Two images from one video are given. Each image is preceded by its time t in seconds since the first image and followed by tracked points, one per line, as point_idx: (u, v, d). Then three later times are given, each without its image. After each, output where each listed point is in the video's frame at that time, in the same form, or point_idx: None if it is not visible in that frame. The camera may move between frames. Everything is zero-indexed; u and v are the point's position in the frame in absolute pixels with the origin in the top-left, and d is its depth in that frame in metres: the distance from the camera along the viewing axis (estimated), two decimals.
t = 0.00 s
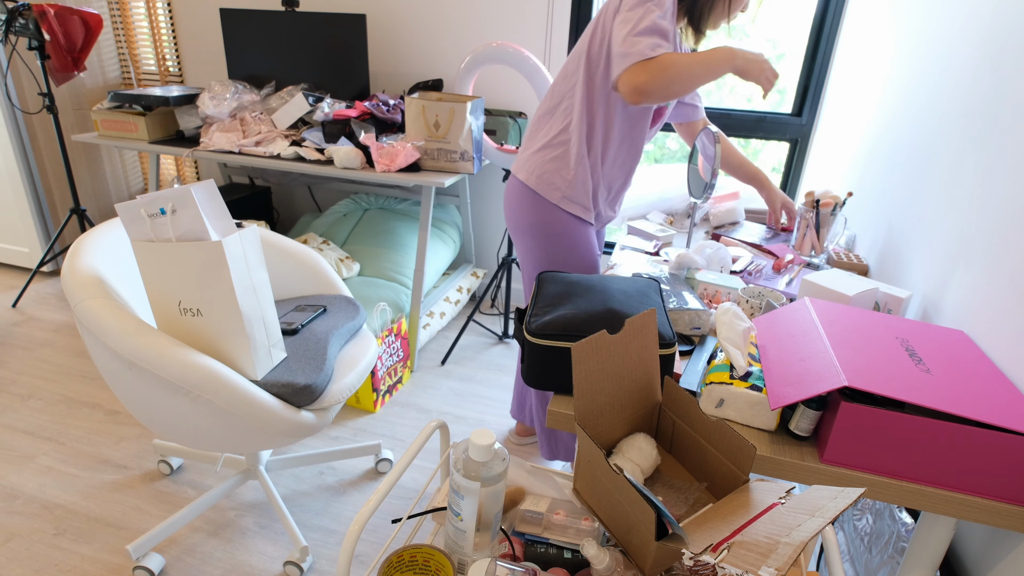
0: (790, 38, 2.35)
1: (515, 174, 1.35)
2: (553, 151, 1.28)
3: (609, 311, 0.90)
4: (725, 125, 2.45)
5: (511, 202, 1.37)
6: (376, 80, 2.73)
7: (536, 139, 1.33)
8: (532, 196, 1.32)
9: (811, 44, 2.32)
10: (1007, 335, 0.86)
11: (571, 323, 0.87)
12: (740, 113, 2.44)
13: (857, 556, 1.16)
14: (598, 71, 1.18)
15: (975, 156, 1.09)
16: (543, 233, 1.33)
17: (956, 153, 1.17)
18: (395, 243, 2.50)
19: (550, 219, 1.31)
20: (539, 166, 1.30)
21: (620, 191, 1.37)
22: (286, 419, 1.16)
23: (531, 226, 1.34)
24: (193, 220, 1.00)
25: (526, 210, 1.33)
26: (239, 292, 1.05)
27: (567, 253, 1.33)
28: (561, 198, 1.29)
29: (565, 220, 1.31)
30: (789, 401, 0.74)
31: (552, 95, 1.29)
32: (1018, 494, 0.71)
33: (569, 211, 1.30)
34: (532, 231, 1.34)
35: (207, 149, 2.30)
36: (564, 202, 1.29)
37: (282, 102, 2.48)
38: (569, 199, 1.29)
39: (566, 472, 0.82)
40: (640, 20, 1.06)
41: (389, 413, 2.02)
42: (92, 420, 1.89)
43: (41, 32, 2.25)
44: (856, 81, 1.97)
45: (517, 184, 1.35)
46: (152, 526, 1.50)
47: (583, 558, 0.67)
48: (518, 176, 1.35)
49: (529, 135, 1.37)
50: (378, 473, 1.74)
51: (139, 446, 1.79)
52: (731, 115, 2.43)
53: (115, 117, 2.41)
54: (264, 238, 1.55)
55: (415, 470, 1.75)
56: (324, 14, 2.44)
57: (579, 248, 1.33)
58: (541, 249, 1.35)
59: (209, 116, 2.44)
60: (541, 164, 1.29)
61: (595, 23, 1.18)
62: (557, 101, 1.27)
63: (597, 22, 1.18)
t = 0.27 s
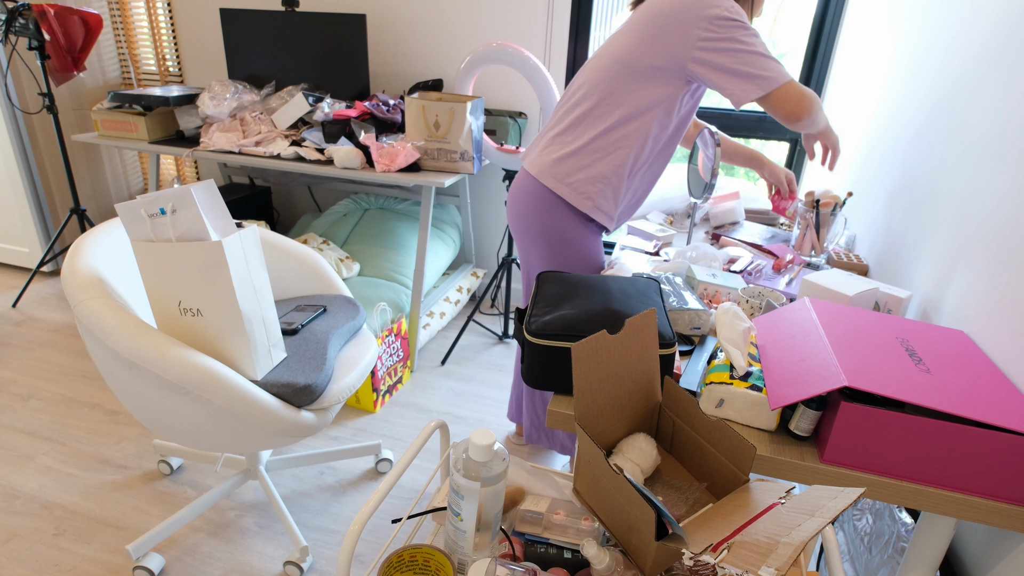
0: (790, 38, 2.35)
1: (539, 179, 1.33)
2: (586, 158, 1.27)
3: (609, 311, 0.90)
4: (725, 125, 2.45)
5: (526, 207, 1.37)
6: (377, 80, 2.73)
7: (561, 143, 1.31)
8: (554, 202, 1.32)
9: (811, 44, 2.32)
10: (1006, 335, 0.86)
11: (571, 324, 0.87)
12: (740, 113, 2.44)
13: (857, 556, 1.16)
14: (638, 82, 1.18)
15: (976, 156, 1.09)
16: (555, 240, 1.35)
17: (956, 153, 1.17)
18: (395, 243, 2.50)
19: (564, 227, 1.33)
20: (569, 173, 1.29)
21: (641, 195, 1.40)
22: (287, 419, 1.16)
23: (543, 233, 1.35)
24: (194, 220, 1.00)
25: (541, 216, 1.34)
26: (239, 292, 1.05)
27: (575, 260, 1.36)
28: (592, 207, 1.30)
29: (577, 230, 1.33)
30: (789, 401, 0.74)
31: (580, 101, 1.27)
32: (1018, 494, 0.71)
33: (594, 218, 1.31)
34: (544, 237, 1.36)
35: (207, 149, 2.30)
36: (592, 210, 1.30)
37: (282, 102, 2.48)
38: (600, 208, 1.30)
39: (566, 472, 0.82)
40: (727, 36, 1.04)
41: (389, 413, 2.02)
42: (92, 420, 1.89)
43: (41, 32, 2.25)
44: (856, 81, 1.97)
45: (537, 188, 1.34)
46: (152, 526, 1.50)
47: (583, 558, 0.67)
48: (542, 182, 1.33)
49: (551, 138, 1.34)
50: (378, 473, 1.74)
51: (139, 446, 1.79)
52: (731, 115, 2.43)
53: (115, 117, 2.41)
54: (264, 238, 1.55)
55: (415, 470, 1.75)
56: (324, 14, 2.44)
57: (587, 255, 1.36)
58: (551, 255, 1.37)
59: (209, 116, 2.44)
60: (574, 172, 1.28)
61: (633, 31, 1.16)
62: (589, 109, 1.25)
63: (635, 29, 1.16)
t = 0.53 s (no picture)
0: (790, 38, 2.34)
1: (555, 181, 1.31)
2: (603, 164, 1.29)
3: (610, 311, 0.90)
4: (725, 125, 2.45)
5: (540, 207, 1.34)
6: (377, 80, 2.73)
7: (574, 148, 1.30)
8: (571, 205, 1.32)
9: (811, 44, 2.32)
10: (1007, 335, 0.86)
11: (571, 324, 0.87)
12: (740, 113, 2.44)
13: (857, 556, 1.16)
14: (662, 95, 1.22)
15: (975, 157, 1.09)
16: (565, 243, 1.35)
17: (956, 153, 1.17)
18: (395, 243, 2.50)
19: (575, 229, 1.33)
20: (586, 179, 1.29)
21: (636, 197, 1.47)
22: (287, 418, 1.16)
23: (554, 235, 1.35)
24: (194, 220, 1.00)
25: (553, 218, 1.33)
26: (239, 292, 1.05)
27: (583, 262, 1.37)
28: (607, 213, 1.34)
29: (588, 232, 1.34)
30: (790, 401, 0.74)
31: (600, 105, 1.26)
32: (1018, 494, 0.70)
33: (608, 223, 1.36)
34: (555, 238, 1.35)
35: (207, 149, 2.30)
36: (604, 213, 1.34)
37: (282, 102, 2.48)
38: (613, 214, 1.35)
39: (566, 472, 0.82)
40: (748, 66, 1.17)
41: (389, 413, 2.02)
42: (91, 420, 1.89)
43: (41, 32, 2.25)
44: (856, 81, 1.97)
45: (554, 189, 1.32)
46: (152, 526, 1.50)
47: (582, 558, 0.67)
48: (559, 184, 1.31)
49: (563, 137, 1.31)
50: (379, 473, 1.74)
51: (139, 446, 1.79)
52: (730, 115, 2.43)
53: (115, 117, 2.41)
54: (264, 238, 1.54)
55: (415, 470, 1.75)
56: (324, 14, 2.44)
57: (593, 257, 1.37)
58: (560, 256, 1.37)
59: (209, 116, 2.44)
60: (593, 178, 1.29)
61: (662, 45, 1.19)
62: (611, 115, 1.25)
63: (664, 43, 1.19)
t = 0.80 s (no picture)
0: (790, 38, 2.34)
1: (559, 182, 1.31)
2: (605, 164, 1.29)
3: (610, 311, 0.90)
4: (725, 125, 2.45)
5: (543, 207, 1.34)
6: (377, 81, 2.73)
7: (573, 149, 1.30)
8: (576, 205, 1.32)
9: (811, 44, 2.32)
10: (1007, 336, 0.86)
11: (572, 323, 0.87)
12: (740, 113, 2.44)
13: (857, 556, 1.16)
14: (662, 94, 1.23)
15: (975, 158, 1.09)
16: (568, 242, 1.34)
17: (956, 153, 1.17)
18: (395, 243, 2.50)
19: (579, 228, 1.33)
20: (585, 178, 1.30)
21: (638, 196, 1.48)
22: (287, 418, 1.16)
23: (558, 235, 1.34)
24: (194, 220, 1.00)
25: (557, 218, 1.33)
26: (239, 292, 1.05)
27: (586, 262, 1.37)
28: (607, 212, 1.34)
29: (592, 231, 1.34)
30: (789, 401, 0.74)
31: (601, 106, 1.26)
32: (1018, 494, 0.70)
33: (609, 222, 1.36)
34: (558, 238, 1.35)
35: (207, 149, 2.30)
36: (606, 213, 1.35)
37: (282, 102, 2.48)
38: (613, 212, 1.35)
39: (565, 472, 0.82)
40: (744, 66, 1.18)
41: (389, 413, 2.02)
42: (91, 420, 1.89)
43: (41, 32, 2.25)
44: (856, 81, 1.98)
45: (558, 189, 1.32)
46: (152, 525, 1.50)
47: (583, 558, 0.67)
48: (562, 184, 1.31)
49: (564, 138, 1.31)
50: (379, 473, 1.74)
51: (139, 446, 1.79)
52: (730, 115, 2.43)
53: (115, 117, 2.41)
54: (264, 238, 1.54)
55: (415, 470, 1.75)
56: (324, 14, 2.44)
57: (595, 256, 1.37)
58: (562, 256, 1.37)
59: (209, 116, 2.43)
60: (592, 178, 1.30)
61: (660, 44, 1.19)
62: (610, 116, 1.25)
63: (662, 43, 1.19)
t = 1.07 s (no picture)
0: (790, 38, 2.34)
1: (556, 180, 1.31)
2: (602, 160, 1.29)
3: (610, 311, 0.90)
4: (725, 125, 2.44)
5: (542, 206, 1.34)
6: (377, 81, 2.73)
7: (568, 147, 1.30)
8: (574, 203, 1.32)
9: (811, 44, 2.32)
10: (1007, 336, 0.86)
11: (571, 323, 0.87)
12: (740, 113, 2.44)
13: (857, 556, 1.16)
14: (654, 86, 1.23)
15: (975, 158, 1.09)
16: (569, 240, 1.34)
17: (956, 153, 1.17)
18: (395, 243, 2.50)
19: (579, 226, 1.33)
20: (582, 174, 1.29)
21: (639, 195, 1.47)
22: (287, 418, 1.16)
23: (558, 233, 1.34)
24: (193, 221, 1.00)
25: (557, 216, 1.33)
26: (239, 292, 1.05)
27: (587, 259, 1.36)
28: (606, 209, 1.33)
29: (592, 228, 1.34)
30: (789, 401, 0.74)
31: (593, 102, 1.27)
32: (1018, 494, 0.71)
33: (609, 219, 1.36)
34: (558, 236, 1.35)
35: (207, 149, 2.30)
36: (605, 210, 1.34)
37: (282, 102, 2.48)
38: (613, 210, 1.35)
39: (566, 472, 0.82)
40: (734, 53, 1.17)
41: (389, 413, 2.02)
42: (91, 420, 1.89)
43: (41, 32, 2.25)
44: (856, 81, 1.97)
45: (556, 188, 1.32)
46: (152, 526, 1.50)
47: (582, 558, 0.67)
48: (560, 182, 1.31)
49: (559, 137, 1.32)
50: (378, 473, 1.74)
51: (139, 446, 1.79)
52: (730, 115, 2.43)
53: (115, 117, 2.41)
54: (264, 238, 1.54)
55: (415, 470, 1.75)
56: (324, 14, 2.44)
57: (596, 254, 1.37)
58: (562, 254, 1.37)
59: (209, 116, 2.44)
60: (589, 174, 1.29)
61: (648, 37, 1.20)
62: (604, 111, 1.25)
63: (650, 36, 1.20)
